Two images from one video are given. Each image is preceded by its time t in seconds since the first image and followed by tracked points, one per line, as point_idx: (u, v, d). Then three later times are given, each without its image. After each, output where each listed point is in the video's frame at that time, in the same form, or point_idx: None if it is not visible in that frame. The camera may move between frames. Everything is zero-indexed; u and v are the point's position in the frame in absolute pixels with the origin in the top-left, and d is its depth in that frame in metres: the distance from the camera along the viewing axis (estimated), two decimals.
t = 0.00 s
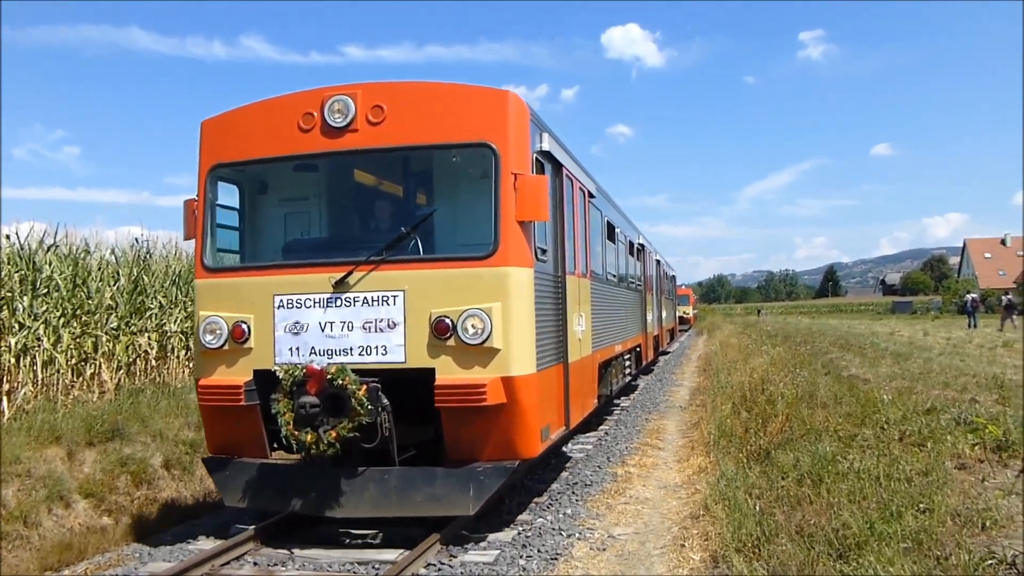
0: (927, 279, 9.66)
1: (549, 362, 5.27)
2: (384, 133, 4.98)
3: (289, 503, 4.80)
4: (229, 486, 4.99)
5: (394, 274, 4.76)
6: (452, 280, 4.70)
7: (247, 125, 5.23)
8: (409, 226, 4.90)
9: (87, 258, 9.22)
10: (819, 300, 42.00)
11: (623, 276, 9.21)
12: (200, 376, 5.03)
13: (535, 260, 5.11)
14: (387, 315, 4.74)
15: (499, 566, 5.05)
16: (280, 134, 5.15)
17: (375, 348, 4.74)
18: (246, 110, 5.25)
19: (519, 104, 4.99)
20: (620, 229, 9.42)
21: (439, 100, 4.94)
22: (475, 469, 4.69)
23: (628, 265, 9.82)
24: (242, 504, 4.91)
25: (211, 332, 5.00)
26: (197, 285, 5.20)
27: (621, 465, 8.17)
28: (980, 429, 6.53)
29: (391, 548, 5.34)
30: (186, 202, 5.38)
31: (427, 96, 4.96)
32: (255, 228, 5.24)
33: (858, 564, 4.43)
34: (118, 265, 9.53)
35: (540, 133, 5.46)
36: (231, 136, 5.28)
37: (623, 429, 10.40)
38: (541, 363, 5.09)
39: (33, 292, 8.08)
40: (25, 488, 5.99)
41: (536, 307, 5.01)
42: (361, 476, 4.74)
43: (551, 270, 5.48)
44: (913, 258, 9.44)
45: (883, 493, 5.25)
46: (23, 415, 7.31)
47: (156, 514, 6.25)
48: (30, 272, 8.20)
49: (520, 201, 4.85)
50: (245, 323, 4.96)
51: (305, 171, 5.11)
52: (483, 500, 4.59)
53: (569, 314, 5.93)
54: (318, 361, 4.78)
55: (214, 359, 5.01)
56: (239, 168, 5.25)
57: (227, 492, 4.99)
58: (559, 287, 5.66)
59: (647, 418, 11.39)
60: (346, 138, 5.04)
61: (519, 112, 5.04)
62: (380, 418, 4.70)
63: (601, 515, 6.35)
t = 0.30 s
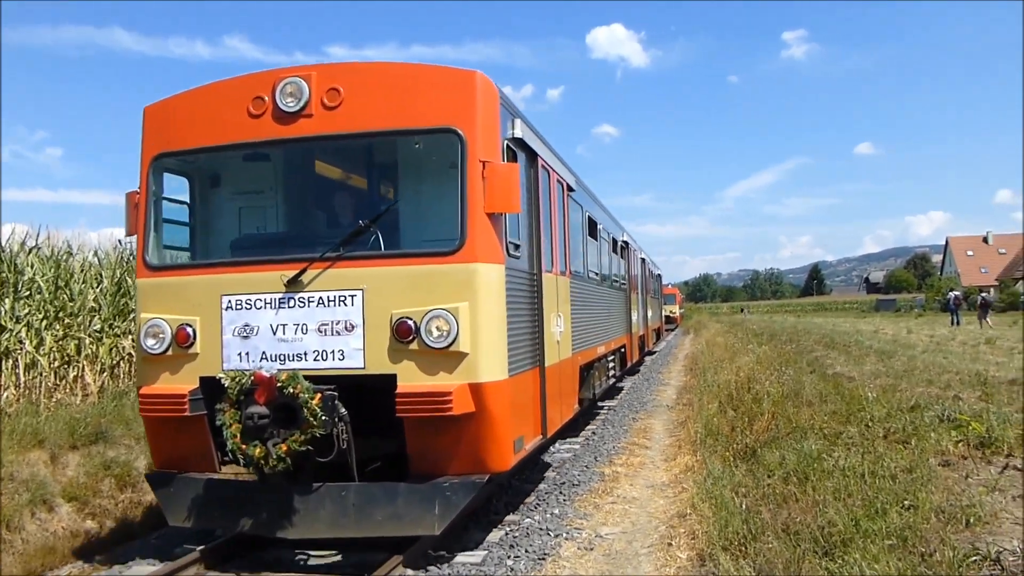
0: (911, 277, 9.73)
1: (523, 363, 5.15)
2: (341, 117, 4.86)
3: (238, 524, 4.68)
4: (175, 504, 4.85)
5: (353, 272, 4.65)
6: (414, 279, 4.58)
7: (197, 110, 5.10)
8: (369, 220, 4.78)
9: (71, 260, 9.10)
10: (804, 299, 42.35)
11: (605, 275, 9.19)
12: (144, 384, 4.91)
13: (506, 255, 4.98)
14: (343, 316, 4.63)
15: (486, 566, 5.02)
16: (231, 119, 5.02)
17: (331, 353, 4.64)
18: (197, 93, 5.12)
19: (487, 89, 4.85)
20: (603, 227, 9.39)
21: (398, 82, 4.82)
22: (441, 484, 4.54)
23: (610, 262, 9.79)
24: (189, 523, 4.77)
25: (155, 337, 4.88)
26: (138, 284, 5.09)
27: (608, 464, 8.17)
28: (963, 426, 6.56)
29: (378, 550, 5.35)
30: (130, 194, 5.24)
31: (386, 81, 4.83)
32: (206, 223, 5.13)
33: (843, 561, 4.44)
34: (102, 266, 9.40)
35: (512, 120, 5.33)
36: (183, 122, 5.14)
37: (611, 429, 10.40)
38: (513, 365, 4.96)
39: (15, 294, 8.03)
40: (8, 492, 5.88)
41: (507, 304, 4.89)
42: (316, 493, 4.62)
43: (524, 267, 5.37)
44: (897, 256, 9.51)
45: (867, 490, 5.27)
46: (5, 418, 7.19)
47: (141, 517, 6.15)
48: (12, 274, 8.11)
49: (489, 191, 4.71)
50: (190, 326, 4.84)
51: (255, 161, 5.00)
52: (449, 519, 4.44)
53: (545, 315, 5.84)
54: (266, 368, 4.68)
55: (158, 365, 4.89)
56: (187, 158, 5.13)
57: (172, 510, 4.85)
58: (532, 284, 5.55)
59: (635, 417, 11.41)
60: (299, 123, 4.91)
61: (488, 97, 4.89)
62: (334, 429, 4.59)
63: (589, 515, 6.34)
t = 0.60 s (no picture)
0: (908, 280, 9.73)
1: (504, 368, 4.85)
2: (306, 99, 4.48)
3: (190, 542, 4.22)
4: (125, 521, 4.43)
5: (317, 269, 4.26)
6: (383, 276, 4.20)
7: (152, 91, 4.71)
8: (337, 211, 4.40)
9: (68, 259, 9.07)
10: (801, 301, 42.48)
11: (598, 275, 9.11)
12: (91, 390, 4.50)
13: (486, 250, 4.62)
14: (308, 317, 4.24)
15: (482, 567, 5.01)
16: (188, 101, 4.63)
17: (293, 357, 4.23)
18: (153, 72, 4.73)
19: (465, 69, 4.47)
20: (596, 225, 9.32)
21: (370, 63, 4.43)
22: (413, 502, 4.14)
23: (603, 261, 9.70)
24: (137, 542, 4.31)
25: (103, 338, 4.46)
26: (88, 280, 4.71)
27: (605, 465, 8.18)
28: (960, 429, 6.52)
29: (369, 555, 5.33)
30: (80, 183, 4.85)
31: (356, 59, 4.44)
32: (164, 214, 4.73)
33: (839, 564, 4.43)
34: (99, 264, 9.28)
35: (494, 105, 4.98)
36: (136, 104, 4.75)
37: (607, 429, 10.44)
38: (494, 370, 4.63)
39: (11, 293, 8.03)
40: (3, 490, 5.85)
41: (486, 304, 4.53)
42: (276, 511, 4.16)
43: (505, 266, 5.05)
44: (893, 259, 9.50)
45: (864, 493, 5.27)
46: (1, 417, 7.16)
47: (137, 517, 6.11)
48: (9, 273, 8.10)
49: (467, 181, 4.33)
50: (141, 327, 4.43)
51: (216, 146, 4.62)
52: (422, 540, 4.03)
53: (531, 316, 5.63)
54: (221, 373, 4.27)
55: (107, 369, 4.48)
56: (142, 144, 4.73)
57: (121, 526, 4.43)
58: (514, 285, 5.23)
59: (631, 418, 11.43)
60: (261, 106, 4.53)
61: (467, 78, 4.50)
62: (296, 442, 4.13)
63: (585, 516, 6.34)
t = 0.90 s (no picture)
0: (905, 281, 9.73)
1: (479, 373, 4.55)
2: (254, 72, 4.14)
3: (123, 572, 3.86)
4: (51, 547, 4.06)
5: (266, 263, 3.94)
6: (338, 273, 3.87)
7: (90, 63, 4.36)
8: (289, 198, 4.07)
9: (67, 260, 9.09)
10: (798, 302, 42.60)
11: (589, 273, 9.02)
12: (15, 400, 4.20)
13: (456, 244, 4.28)
14: (253, 319, 3.91)
15: (479, 568, 5.01)
16: (127, 75, 4.29)
17: (237, 362, 3.92)
18: (92, 44, 4.38)
19: (433, 40, 4.14)
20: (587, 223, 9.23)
21: (322, 32, 4.09)
22: (372, 528, 3.77)
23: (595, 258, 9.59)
24: (61, 572, 3.94)
25: (27, 341, 4.13)
26: (13, 276, 4.39)
27: (602, 466, 8.18)
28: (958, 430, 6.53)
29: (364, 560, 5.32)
30: (10, 168, 4.53)
31: (310, 27, 4.10)
32: (103, 202, 4.40)
33: (836, 564, 4.44)
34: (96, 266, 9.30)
35: (469, 82, 4.65)
36: (74, 80, 4.41)
37: (605, 430, 10.46)
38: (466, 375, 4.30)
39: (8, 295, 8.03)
40: None
41: (456, 301, 4.18)
42: (216, 538, 3.83)
43: (479, 263, 4.73)
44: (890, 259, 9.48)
45: (861, 493, 5.28)
46: None
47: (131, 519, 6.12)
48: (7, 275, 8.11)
49: (434, 163, 3.99)
50: (69, 328, 4.13)
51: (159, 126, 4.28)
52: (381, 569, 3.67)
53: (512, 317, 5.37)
54: (155, 380, 3.96)
55: (32, 376, 4.17)
56: (78, 126, 4.38)
57: (45, 554, 4.04)
58: (490, 283, 4.91)
59: (629, 419, 11.45)
60: (206, 79, 4.19)
61: (435, 51, 4.17)
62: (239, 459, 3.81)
63: (582, 517, 6.34)
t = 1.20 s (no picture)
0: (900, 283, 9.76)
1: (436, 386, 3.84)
2: (195, 37, 3.66)
3: None
4: None
5: (204, 254, 3.48)
6: (285, 265, 3.41)
7: (15, 28, 3.88)
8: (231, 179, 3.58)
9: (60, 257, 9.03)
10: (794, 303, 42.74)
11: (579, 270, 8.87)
12: None
13: (424, 233, 3.80)
14: (188, 316, 3.46)
15: (475, 567, 5.02)
16: (54, 41, 3.81)
17: (171, 366, 3.47)
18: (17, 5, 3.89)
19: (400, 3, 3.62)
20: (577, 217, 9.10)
21: None
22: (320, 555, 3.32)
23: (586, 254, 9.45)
24: None
25: None
26: None
27: (599, 466, 8.20)
28: (953, 432, 6.56)
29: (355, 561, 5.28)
30: None
31: None
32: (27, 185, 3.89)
33: (832, 565, 4.45)
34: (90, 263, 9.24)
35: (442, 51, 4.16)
36: None
37: (601, 429, 10.48)
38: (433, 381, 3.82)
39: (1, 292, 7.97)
40: None
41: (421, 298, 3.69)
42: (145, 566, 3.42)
43: (452, 256, 4.24)
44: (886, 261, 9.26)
45: (856, 494, 5.30)
46: None
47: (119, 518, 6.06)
48: None
49: (397, 142, 3.49)
50: None
51: (89, 100, 3.78)
52: None
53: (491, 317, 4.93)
54: (77, 387, 3.54)
55: None
56: None
57: None
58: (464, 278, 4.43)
59: (625, 418, 11.47)
60: (139, 46, 3.71)
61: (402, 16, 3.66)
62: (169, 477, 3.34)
63: (578, 516, 6.35)
